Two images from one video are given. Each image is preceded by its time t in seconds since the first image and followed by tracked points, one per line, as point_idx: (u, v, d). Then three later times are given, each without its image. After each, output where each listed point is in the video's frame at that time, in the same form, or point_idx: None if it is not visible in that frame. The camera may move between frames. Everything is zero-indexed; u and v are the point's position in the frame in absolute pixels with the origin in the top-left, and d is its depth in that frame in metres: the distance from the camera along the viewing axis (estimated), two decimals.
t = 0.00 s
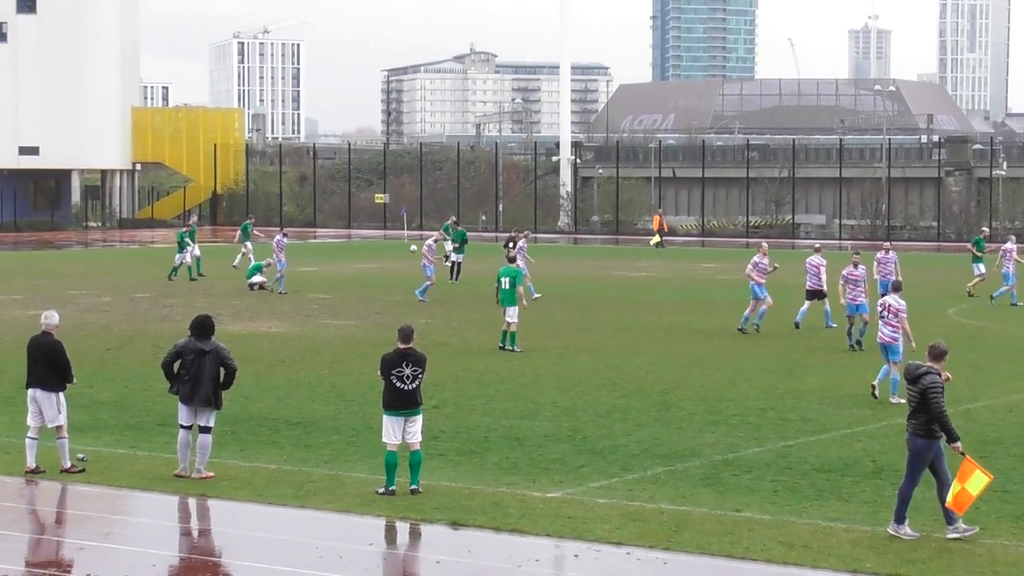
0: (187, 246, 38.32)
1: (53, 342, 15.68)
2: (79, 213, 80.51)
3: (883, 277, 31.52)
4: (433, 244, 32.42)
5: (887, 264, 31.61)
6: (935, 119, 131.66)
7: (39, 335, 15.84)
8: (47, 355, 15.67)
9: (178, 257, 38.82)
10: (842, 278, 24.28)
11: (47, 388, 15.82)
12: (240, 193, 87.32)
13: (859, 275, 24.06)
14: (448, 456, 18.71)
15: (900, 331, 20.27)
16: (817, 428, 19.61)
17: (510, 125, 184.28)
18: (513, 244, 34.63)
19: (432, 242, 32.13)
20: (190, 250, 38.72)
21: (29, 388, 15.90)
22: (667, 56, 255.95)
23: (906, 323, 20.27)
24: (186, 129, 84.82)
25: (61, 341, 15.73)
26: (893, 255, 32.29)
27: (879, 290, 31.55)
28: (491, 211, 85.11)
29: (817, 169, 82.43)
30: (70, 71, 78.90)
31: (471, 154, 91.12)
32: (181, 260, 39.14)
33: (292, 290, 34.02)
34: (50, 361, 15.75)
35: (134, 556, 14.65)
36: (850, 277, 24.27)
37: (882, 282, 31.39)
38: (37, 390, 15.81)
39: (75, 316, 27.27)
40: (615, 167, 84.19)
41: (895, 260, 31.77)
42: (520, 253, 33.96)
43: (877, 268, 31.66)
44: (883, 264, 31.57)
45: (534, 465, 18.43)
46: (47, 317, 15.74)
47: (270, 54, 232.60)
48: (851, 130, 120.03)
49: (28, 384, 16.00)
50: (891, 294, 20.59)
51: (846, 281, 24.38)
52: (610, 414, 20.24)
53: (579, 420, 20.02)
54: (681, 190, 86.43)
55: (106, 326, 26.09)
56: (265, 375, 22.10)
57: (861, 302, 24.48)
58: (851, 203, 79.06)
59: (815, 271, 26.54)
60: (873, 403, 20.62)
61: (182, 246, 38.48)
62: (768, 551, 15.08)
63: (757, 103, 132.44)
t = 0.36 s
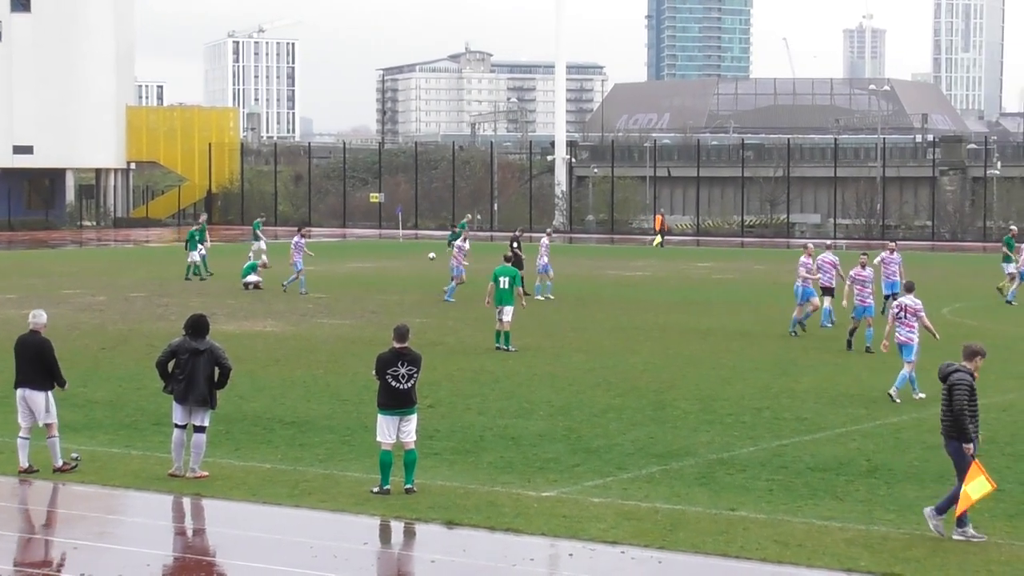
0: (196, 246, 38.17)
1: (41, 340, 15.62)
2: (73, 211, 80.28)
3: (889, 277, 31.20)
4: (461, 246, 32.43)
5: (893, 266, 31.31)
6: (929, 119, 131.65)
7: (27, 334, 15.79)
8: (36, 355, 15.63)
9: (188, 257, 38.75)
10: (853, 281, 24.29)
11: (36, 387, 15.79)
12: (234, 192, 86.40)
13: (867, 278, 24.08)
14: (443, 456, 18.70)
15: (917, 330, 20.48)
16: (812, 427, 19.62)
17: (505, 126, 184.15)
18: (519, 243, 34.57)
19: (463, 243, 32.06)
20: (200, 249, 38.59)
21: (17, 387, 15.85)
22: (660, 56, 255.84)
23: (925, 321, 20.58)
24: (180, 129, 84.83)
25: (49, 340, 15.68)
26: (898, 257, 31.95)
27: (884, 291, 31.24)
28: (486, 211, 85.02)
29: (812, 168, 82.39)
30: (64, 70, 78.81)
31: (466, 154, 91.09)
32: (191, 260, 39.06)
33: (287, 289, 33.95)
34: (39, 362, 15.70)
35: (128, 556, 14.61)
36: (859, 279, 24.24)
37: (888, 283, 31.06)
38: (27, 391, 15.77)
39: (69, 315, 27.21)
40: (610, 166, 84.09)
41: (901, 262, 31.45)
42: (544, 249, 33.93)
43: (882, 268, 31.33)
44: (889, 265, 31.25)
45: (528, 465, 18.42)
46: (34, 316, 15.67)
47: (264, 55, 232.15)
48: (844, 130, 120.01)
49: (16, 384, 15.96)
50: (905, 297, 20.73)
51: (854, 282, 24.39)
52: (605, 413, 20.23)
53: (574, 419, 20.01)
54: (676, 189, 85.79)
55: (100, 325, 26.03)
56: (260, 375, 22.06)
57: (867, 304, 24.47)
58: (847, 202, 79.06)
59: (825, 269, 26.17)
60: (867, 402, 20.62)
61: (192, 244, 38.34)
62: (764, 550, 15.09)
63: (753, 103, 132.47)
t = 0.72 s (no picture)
0: (198, 246, 38.09)
1: (36, 342, 15.60)
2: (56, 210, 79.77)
3: (879, 278, 31.01)
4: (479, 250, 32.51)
5: (883, 266, 31.15)
6: (912, 119, 132.01)
7: (22, 334, 15.75)
8: (28, 355, 15.59)
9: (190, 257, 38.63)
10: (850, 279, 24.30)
11: (27, 387, 15.74)
12: (218, 192, 85.74)
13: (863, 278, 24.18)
14: (427, 455, 18.69)
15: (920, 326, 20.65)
16: (796, 426, 19.65)
17: (489, 125, 183.98)
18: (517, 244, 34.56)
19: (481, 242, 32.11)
20: (200, 249, 38.51)
21: (9, 388, 15.82)
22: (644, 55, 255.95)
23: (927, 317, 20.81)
24: (165, 128, 83.94)
25: (43, 342, 15.66)
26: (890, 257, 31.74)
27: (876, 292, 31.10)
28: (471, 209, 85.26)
29: (796, 167, 82.56)
30: (45, 68, 78.51)
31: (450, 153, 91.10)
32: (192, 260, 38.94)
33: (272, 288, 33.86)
34: (32, 363, 15.66)
35: (112, 556, 14.57)
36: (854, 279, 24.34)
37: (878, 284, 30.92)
38: (18, 391, 15.72)
39: (52, 315, 27.12)
40: (595, 166, 84.12)
41: (891, 262, 31.24)
42: (556, 249, 33.93)
43: (873, 269, 31.18)
44: (879, 266, 31.08)
45: (513, 464, 18.42)
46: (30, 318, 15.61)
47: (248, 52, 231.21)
48: (828, 130, 120.35)
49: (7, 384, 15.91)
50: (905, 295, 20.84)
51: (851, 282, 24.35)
52: (589, 413, 20.25)
53: (558, 419, 20.00)
54: (660, 189, 86.40)
55: (83, 325, 25.96)
56: (245, 374, 22.03)
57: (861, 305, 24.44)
58: (831, 202, 79.25)
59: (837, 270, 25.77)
60: (851, 401, 20.67)
61: (194, 245, 38.28)
62: (747, 549, 15.13)
63: (736, 102, 132.78)
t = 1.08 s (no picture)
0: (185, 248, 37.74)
1: (20, 342, 15.53)
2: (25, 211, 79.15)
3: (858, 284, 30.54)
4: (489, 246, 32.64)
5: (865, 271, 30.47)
6: (883, 121, 132.87)
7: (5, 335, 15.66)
8: (11, 355, 15.50)
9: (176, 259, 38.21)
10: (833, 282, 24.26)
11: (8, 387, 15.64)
12: (189, 193, 86.85)
13: (844, 277, 24.14)
14: (399, 456, 18.67)
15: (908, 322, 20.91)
16: (767, 426, 19.69)
17: (462, 126, 183.87)
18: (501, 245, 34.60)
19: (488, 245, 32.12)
20: (186, 252, 38.13)
21: None
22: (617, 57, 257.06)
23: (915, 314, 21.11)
24: (135, 129, 85.20)
25: (27, 342, 15.60)
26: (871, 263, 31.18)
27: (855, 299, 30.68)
28: (442, 211, 85.47)
29: (767, 168, 82.92)
30: (15, 71, 77.88)
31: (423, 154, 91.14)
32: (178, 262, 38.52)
33: (241, 290, 33.78)
34: (14, 362, 15.55)
35: (82, 559, 14.50)
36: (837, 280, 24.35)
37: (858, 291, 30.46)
38: None
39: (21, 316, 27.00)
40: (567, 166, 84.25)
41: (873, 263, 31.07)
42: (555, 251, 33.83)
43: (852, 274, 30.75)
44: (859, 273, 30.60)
45: (484, 465, 18.42)
46: (15, 317, 15.53)
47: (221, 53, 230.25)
48: (799, 131, 120.74)
49: None
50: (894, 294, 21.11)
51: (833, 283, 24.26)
52: (561, 413, 20.25)
53: (530, 419, 20.01)
54: (631, 189, 86.60)
55: (52, 326, 25.85)
56: (216, 375, 22.00)
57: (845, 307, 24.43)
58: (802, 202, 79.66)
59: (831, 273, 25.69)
60: (822, 401, 20.72)
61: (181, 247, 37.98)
62: (718, 549, 15.15)
63: (707, 104, 133.38)
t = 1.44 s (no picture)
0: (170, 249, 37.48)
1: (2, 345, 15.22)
2: None
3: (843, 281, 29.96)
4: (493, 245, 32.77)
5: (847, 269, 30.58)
6: (853, 123, 133.55)
7: None
8: None
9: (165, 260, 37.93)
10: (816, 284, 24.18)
11: None
12: (160, 194, 86.02)
13: (828, 282, 24.07)
14: (370, 457, 18.66)
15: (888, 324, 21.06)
16: (739, 427, 19.73)
17: (434, 127, 183.64)
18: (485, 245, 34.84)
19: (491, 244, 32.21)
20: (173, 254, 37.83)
21: None
22: (590, 57, 257.53)
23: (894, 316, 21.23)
24: (105, 130, 83.72)
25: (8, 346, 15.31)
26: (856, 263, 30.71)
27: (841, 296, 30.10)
28: (413, 212, 85.56)
29: (737, 169, 83.19)
30: None
31: (394, 156, 90.92)
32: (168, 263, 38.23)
33: (211, 291, 33.79)
34: None
35: (51, 561, 14.44)
36: (821, 285, 24.24)
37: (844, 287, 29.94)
38: None
39: None
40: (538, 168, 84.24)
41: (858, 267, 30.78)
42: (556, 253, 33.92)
43: (838, 271, 30.21)
44: (844, 269, 30.00)
45: (456, 466, 18.42)
46: None
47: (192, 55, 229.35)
48: (770, 131, 121.23)
49: None
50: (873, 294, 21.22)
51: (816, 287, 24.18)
52: (532, 414, 20.26)
53: (501, 420, 20.02)
54: (602, 190, 86.02)
55: (21, 328, 25.79)
56: (187, 376, 21.97)
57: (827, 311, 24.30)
58: (772, 203, 79.81)
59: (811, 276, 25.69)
60: (792, 402, 20.77)
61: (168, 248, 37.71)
62: (690, 549, 15.17)
63: (678, 105, 133.75)
